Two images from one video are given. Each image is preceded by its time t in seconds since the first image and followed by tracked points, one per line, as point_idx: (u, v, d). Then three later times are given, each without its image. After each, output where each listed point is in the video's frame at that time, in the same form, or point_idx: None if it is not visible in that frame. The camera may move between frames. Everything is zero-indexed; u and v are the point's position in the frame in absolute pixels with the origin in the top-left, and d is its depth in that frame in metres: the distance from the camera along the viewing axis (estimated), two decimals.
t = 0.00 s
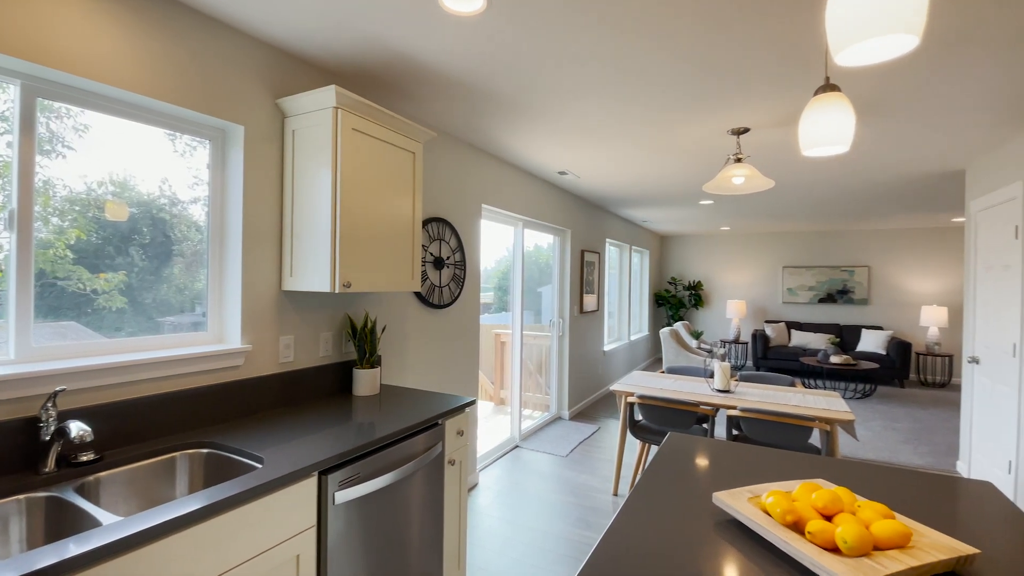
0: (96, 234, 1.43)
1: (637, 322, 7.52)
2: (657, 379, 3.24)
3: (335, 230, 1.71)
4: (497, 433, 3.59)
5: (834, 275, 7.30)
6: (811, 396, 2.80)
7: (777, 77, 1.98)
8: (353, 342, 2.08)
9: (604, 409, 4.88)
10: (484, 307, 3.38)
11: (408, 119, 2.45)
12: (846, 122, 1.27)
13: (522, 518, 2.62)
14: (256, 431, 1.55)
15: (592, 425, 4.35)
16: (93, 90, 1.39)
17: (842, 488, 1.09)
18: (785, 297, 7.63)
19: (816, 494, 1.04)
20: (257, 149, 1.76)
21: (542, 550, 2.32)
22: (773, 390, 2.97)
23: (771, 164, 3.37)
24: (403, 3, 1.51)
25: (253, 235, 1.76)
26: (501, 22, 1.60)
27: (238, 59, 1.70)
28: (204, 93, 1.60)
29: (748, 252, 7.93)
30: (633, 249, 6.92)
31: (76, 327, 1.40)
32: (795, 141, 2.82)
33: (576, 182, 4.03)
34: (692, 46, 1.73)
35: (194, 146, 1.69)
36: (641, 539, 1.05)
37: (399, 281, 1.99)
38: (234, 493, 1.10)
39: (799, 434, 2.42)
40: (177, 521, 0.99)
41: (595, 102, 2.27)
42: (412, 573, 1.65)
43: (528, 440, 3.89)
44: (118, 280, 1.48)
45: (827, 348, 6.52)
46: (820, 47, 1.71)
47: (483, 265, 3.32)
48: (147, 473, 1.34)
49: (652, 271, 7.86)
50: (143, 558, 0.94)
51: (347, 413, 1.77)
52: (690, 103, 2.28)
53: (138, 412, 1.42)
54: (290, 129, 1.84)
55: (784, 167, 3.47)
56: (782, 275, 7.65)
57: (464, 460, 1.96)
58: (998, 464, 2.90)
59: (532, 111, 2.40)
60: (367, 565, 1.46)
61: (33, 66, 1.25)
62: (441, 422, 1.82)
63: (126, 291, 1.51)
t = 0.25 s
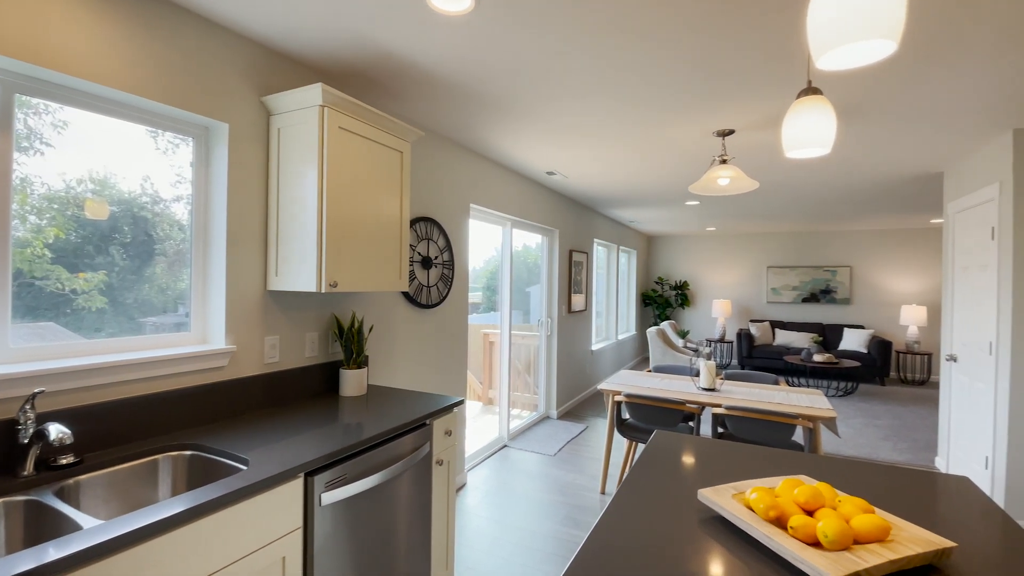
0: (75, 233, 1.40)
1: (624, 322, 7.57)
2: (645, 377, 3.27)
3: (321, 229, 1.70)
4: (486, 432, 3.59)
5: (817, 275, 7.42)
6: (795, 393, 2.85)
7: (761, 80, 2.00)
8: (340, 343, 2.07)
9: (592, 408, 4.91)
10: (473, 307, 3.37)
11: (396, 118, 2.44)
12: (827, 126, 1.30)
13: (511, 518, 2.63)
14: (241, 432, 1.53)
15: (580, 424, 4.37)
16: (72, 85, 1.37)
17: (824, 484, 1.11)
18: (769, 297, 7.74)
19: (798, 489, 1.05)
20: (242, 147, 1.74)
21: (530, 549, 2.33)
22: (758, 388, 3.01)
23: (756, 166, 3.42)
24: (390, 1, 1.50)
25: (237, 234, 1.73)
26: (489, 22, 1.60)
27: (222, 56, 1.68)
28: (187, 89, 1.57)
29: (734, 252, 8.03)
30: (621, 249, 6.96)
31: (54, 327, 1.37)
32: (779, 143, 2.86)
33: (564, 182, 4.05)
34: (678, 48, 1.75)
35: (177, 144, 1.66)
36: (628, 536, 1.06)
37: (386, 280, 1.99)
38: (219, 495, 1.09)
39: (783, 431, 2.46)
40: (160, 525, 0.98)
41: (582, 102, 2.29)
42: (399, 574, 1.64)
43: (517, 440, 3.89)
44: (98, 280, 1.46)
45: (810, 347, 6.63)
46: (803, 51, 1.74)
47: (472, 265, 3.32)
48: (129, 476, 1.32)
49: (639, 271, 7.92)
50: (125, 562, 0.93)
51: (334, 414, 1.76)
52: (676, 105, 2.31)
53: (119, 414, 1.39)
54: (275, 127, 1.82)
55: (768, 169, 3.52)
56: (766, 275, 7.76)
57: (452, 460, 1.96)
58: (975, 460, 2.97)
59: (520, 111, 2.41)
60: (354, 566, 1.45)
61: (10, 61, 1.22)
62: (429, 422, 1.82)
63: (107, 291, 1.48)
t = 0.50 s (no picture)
0: (53, 231, 1.37)
1: (611, 322, 7.61)
2: (632, 376, 3.29)
3: (307, 228, 1.68)
4: (473, 432, 3.58)
5: (800, 275, 7.54)
6: (778, 392, 2.89)
7: (745, 83, 2.03)
8: (326, 343, 2.05)
9: (580, 407, 4.93)
10: (461, 307, 3.37)
11: (383, 117, 2.43)
12: (809, 129, 1.32)
13: (499, 517, 2.63)
14: (224, 434, 1.51)
15: (568, 423, 4.38)
16: (50, 81, 1.34)
17: (807, 479, 1.13)
18: (754, 297, 7.85)
19: (781, 485, 1.07)
20: (226, 145, 1.72)
21: (517, 549, 2.33)
22: (742, 386, 3.06)
23: (740, 167, 3.47)
24: None
25: (221, 233, 1.71)
26: (476, 22, 1.60)
27: (205, 52, 1.65)
28: (169, 86, 1.55)
29: (719, 252, 8.12)
30: (608, 250, 7.00)
31: (32, 328, 1.34)
32: (762, 145, 2.90)
33: (552, 182, 4.06)
34: (665, 51, 1.77)
35: (159, 141, 1.63)
36: (614, 534, 1.07)
37: (373, 280, 1.97)
38: (202, 497, 1.08)
39: (767, 429, 2.50)
40: (142, 529, 0.96)
41: (570, 103, 2.30)
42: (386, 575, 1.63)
43: (505, 440, 3.89)
44: (77, 279, 1.43)
45: (794, 346, 6.73)
46: (785, 54, 1.77)
47: (459, 265, 3.31)
48: (110, 479, 1.29)
49: (626, 271, 7.97)
50: (105, 567, 0.91)
51: (320, 415, 1.74)
52: (662, 107, 2.33)
53: (99, 417, 1.36)
54: (260, 125, 1.79)
55: (752, 170, 3.57)
56: (751, 275, 7.86)
57: (440, 460, 1.96)
58: (952, 455, 3.05)
59: (508, 111, 2.41)
60: (340, 568, 1.44)
61: None
62: (417, 422, 1.81)
63: (86, 291, 1.45)
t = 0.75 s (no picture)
0: (30, 230, 1.34)
1: (599, 321, 7.65)
2: (618, 375, 3.31)
3: (292, 227, 1.66)
4: (461, 432, 3.58)
5: (784, 275, 7.66)
6: (762, 390, 2.93)
7: (729, 85, 2.06)
8: (312, 343, 2.03)
9: (568, 406, 4.95)
10: (448, 307, 3.36)
11: (370, 115, 2.41)
12: (792, 132, 1.35)
13: (487, 517, 2.63)
14: (208, 436, 1.48)
15: (556, 422, 4.40)
16: (27, 76, 1.30)
17: (788, 476, 1.15)
18: (739, 296, 7.95)
19: (763, 482, 1.09)
20: (209, 143, 1.69)
21: (505, 549, 2.33)
22: (727, 385, 3.09)
23: (725, 168, 3.51)
24: None
25: (204, 232, 1.69)
26: (464, 22, 1.60)
27: (188, 48, 1.63)
28: (150, 82, 1.52)
29: (705, 252, 8.21)
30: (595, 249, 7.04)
31: (8, 330, 1.31)
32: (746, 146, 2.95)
33: (540, 182, 4.07)
34: (651, 52, 1.79)
35: (140, 138, 1.60)
36: (600, 532, 1.07)
37: (360, 280, 1.96)
38: (185, 499, 1.06)
39: (751, 426, 2.53)
40: (123, 532, 0.95)
41: (557, 103, 2.31)
42: None
43: (492, 440, 3.89)
44: (55, 279, 1.39)
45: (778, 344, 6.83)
46: (768, 58, 1.80)
47: (447, 264, 3.30)
48: (89, 483, 1.27)
49: (613, 271, 8.02)
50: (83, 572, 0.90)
51: (305, 416, 1.72)
52: (648, 108, 2.35)
53: (78, 419, 1.33)
54: (244, 123, 1.77)
55: (737, 171, 3.61)
56: (736, 275, 7.96)
57: (427, 460, 1.95)
58: (930, 451, 3.12)
59: (496, 111, 2.41)
60: (326, 570, 1.43)
61: None
62: (404, 422, 1.80)
63: (64, 291, 1.42)
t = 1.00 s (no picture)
0: (6, 229, 1.30)
1: (587, 321, 7.69)
2: (605, 375, 3.33)
3: (277, 227, 1.65)
4: (449, 433, 3.57)
5: (768, 275, 7.76)
6: (747, 388, 2.97)
7: (714, 87, 2.09)
8: (297, 344, 2.01)
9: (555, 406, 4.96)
10: (436, 307, 3.34)
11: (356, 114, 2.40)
12: (774, 135, 1.37)
13: (475, 518, 2.62)
14: (190, 438, 1.46)
15: (543, 422, 4.41)
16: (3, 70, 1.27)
17: (770, 473, 1.17)
18: (724, 296, 8.05)
19: (746, 479, 1.11)
20: (191, 141, 1.67)
21: (492, 548, 2.33)
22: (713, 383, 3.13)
23: (710, 169, 3.55)
24: None
25: (186, 231, 1.66)
26: (450, 21, 1.60)
27: (169, 45, 1.60)
28: (130, 79, 1.49)
29: (692, 252, 8.29)
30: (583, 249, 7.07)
31: None
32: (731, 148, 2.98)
33: (528, 182, 4.08)
34: (638, 54, 1.80)
35: (120, 135, 1.57)
36: (586, 530, 1.08)
37: (346, 279, 1.94)
38: (166, 502, 1.05)
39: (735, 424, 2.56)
40: (102, 536, 0.93)
41: (544, 104, 2.32)
42: None
43: (480, 440, 3.89)
44: (31, 279, 1.36)
45: (762, 343, 6.93)
46: (751, 61, 1.83)
47: (434, 264, 3.29)
48: (67, 487, 1.24)
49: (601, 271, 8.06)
50: None
51: (290, 417, 1.71)
52: (634, 109, 2.37)
53: (55, 422, 1.30)
54: (227, 120, 1.75)
55: (722, 173, 3.65)
56: (721, 274, 8.05)
57: (414, 461, 1.94)
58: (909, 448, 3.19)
59: (483, 110, 2.41)
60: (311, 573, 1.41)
61: None
62: (390, 423, 1.79)
63: (41, 291, 1.38)
